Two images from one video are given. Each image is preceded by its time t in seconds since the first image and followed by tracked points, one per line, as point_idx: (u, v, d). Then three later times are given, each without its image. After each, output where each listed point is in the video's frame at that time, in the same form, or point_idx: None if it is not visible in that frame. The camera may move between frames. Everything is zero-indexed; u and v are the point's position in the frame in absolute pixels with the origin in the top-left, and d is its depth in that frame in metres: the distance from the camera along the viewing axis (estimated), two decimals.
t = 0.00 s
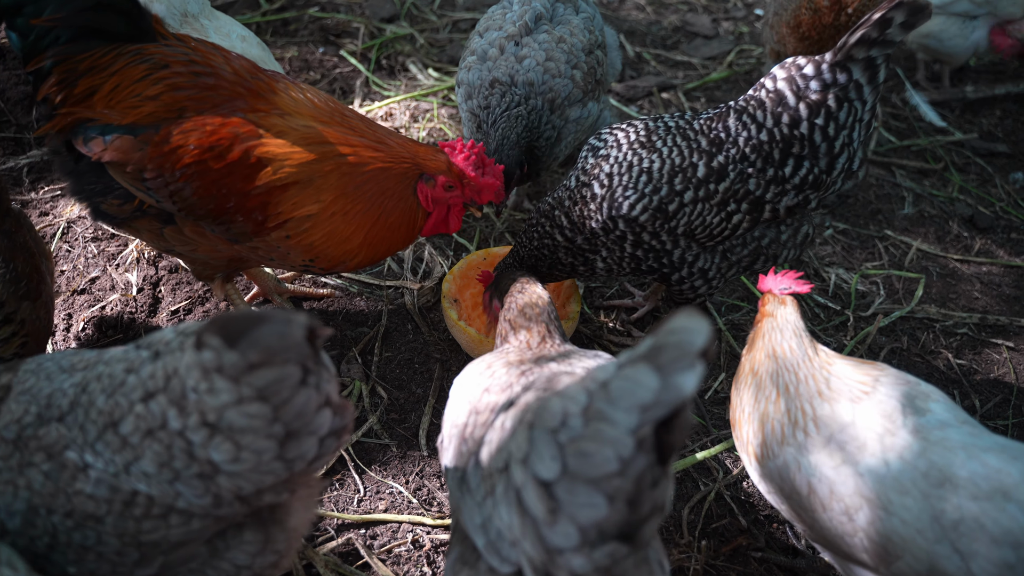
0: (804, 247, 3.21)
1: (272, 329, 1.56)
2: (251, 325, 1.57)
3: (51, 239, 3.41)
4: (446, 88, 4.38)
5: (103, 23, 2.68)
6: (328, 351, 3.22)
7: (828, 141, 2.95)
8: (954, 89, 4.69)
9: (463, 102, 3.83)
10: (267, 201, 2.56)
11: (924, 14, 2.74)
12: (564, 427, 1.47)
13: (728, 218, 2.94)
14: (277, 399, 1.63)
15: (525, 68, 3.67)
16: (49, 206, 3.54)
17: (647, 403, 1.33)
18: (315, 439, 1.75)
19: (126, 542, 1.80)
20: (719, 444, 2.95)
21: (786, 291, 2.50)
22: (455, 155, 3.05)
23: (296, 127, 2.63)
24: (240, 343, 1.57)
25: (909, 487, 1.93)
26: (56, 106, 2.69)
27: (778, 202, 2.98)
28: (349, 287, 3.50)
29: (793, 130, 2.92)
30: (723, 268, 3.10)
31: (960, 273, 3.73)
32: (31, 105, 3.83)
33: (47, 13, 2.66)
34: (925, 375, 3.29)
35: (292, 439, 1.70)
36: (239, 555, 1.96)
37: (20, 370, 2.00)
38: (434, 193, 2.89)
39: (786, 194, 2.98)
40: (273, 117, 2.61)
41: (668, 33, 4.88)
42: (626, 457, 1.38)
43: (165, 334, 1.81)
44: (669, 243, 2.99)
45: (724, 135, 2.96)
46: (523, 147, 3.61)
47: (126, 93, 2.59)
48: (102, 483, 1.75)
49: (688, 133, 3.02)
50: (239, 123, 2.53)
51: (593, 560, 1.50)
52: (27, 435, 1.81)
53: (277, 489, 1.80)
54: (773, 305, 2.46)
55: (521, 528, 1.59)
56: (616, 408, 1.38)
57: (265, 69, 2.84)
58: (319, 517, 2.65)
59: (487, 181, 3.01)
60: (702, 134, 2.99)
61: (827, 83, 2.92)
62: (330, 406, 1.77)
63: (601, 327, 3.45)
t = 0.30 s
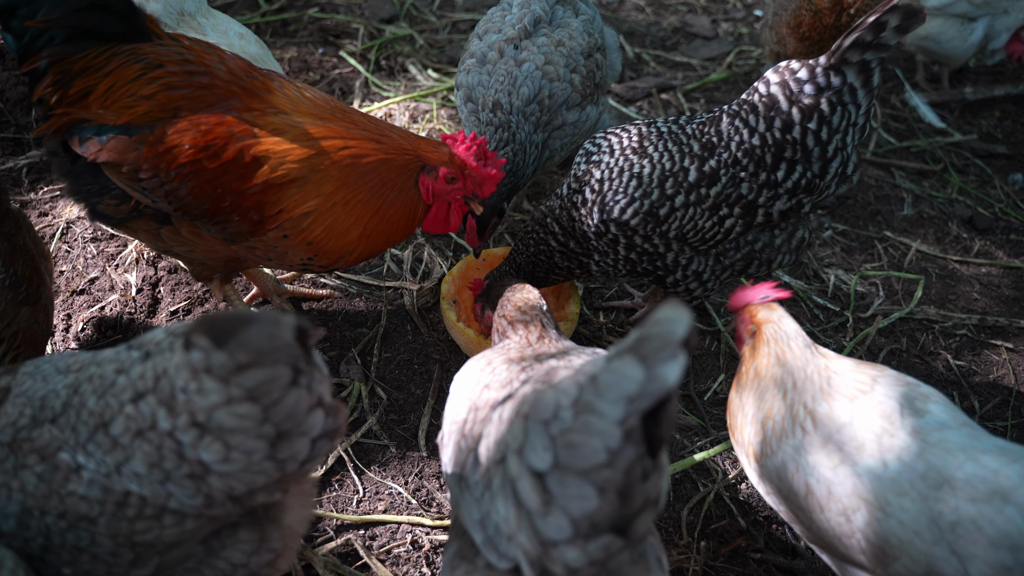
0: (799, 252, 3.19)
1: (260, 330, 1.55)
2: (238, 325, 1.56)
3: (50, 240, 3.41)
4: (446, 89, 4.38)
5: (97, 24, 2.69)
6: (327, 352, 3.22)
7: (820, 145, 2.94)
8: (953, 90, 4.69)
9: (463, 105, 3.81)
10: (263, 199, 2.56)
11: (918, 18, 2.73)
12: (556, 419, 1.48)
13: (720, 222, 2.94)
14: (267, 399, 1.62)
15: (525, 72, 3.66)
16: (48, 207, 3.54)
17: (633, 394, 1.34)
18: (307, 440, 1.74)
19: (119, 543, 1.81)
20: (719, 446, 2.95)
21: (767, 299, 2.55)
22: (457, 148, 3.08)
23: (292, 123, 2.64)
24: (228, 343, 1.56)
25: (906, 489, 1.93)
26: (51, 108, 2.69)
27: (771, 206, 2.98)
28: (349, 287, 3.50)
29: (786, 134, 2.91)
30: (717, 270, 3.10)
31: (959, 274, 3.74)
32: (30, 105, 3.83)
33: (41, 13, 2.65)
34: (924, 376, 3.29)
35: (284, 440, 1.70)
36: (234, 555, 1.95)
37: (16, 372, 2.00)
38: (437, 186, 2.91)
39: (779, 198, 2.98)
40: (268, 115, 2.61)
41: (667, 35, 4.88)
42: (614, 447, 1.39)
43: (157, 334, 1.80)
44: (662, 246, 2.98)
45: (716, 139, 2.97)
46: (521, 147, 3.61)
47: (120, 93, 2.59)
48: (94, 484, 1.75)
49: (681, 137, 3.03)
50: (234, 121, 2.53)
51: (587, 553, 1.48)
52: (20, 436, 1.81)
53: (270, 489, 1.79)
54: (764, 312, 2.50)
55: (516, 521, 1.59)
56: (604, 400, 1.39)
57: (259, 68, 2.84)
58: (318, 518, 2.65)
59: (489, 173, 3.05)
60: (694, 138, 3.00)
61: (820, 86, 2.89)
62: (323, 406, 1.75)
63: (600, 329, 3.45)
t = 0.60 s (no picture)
0: (794, 253, 3.19)
1: (252, 331, 1.53)
2: (230, 327, 1.54)
3: (49, 241, 3.41)
4: (445, 90, 4.38)
5: (90, 27, 2.69)
6: (325, 353, 3.23)
7: (816, 148, 2.93)
8: (952, 91, 4.69)
9: (462, 116, 3.85)
10: (257, 197, 2.56)
11: (911, 20, 2.68)
12: (550, 413, 1.48)
13: (716, 223, 2.95)
14: (258, 401, 1.61)
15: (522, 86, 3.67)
16: (47, 208, 3.54)
17: (620, 385, 1.32)
18: (297, 442, 1.73)
19: (112, 542, 1.82)
20: (716, 447, 2.96)
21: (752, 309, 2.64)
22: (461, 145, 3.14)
23: (286, 121, 2.64)
24: (220, 345, 1.55)
25: (905, 492, 1.93)
26: (46, 112, 2.69)
27: (766, 208, 2.98)
28: (348, 289, 3.50)
29: (781, 136, 2.90)
30: (713, 271, 3.12)
31: (957, 275, 3.74)
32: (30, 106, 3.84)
33: (34, 17, 2.64)
34: (922, 377, 3.30)
35: (274, 440, 1.68)
36: (229, 553, 1.94)
37: (7, 375, 2.02)
38: (439, 187, 2.98)
39: (774, 201, 2.98)
40: (261, 114, 2.62)
41: (666, 36, 4.88)
42: (605, 440, 1.38)
43: (145, 334, 1.79)
44: (657, 247, 3.00)
45: (712, 141, 2.97)
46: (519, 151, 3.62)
47: (114, 95, 2.59)
48: (84, 484, 1.77)
49: (677, 138, 3.03)
50: (227, 121, 2.53)
51: (584, 548, 1.49)
52: (11, 438, 1.83)
53: (259, 489, 1.78)
54: (754, 319, 2.54)
55: (515, 516, 1.59)
56: (594, 394, 1.38)
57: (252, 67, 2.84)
58: (316, 518, 2.66)
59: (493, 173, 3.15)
60: (691, 139, 3.01)
61: (816, 89, 2.88)
62: (314, 408, 1.74)
63: (598, 330, 3.45)
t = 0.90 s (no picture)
0: (790, 257, 3.19)
1: (232, 342, 1.57)
2: (211, 336, 1.57)
3: (48, 244, 3.41)
4: (443, 93, 4.39)
5: (86, 31, 2.70)
6: (325, 355, 3.23)
7: (811, 150, 2.93)
8: (949, 92, 4.70)
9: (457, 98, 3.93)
10: (252, 200, 2.54)
11: (905, 22, 2.72)
12: (541, 411, 1.48)
13: (710, 226, 2.95)
14: (234, 408, 1.62)
15: (515, 72, 3.73)
16: (46, 210, 3.55)
17: (609, 379, 1.33)
18: (273, 447, 1.72)
19: (94, 545, 1.82)
20: (715, 448, 2.96)
21: (750, 310, 2.66)
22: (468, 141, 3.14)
23: (281, 124, 2.64)
24: (200, 352, 1.57)
25: (897, 490, 1.94)
26: (42, 117, 2.70)
27: (761, 210, 2.99)
28: (347, 290, 3.51)
29: (776, 139, 2.91)
30: (708, 273, 3.11)
31: (955, 277, 3.75)
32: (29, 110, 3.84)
33: (31, 22, 2.66)
34: (920, 379, 3.30)
35: (248, 446, 1.68)
36: (211, 555, 1.93)
37: None
38: (454, 184, 3.04)
39: (769, 203, 2.99)
40: (255, 117, 2.62)
41: (665, 37, 4.89)
42: (595, 435, 1.39)
43: (116, 340, 1.80)
44: (652, 249, 3.01)
45: (707, 144, 2.97)
46: (515, 152, 3.64)
47: (109, 99, 2.60)
48: (64, 488, 1.78)
49: (672, 141, 3.04)
50: (220, 124, 2.53)
51: (580, 545, 1.50)
52: None
53: (235, 492, 1.76)
54: (750, 320, 2.54)
55: (510, 515, 1.60)
56: (583, 390, 1.38)
57: (247, 70, 2.85)
58: (314, 520, 2.66)
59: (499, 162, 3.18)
60: (686, 142, 3.02)
61: (810, 91, 2.89)
62: (292, 414, 1.73)
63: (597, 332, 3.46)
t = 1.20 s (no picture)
0: (790, 259, 3.19)
1: (200, 339, 1.60)
2: (180, 333, 1.60)
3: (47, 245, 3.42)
4: (442, 94, 4.39)
5: (84, 33, 2.70)
6: (323, 357, 3.23)
7: (811, 152, 2.93)
8: (948, 94, 4.70)
9: (453, 97, 3.91)
10: (250, 203, 2.55)
11: (904, 22, 2.73)
12: (539, 413, 1.48)
13: (709, 227, 2.95)
14: (204, 403, 1.63)
15: (509, 68, 3.72)
16: (45, 211, 3.55)
17: (604, 380, 1.33)
18: (246, 442, 1.74)
19: (67, 532, 1.80)
20: (713, 450, 2.96)
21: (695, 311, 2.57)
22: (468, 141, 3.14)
23: (280, 126, 2.64)
24: (169, 349, 1.59)
25: (895, 490, 1.94)
26: (40, 118, 2.70)
27: (760, 212, 2.98)
28: (345, 292, 3.51)
29: (775, 140, 2.91)
30: (707, 274, 3.12)
31: (954, 278, 3.75)
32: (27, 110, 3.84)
33: (28, 24, 2.66)
34: (919, 380, 3.30)
35: (220, 440, 1.69)
36: (188, 545, 1.88)
37: None
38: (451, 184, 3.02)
39: (768, 205, 2.98)
40: (254, 120, 2.62)
41: (664, 39, 4.90)
42: (593, 437, 1.39)
43: (99, 331, 1.81)
44: (651, 249, 3.01)
45: (707, 144, 2.97)
46: (514, 150, 3.65)
47: (107, 101, 2.60)
48: (39, 473, 1.78)
49: (672, 141, 3.04)
50: (218, 127, 2.53)
51: (578, 548, 1.50)
52: None
53: (208, 483, 1.76)
54: (701, 326, 2.50)
55: (509, 518, 1.60)
56: (579, 393, 1.39)
57: (245, 72, 2.84)
58: (313, 522, 2.66)
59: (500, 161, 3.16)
60: (686, 143, 3.02)
61: (810, 93, 2.89)
62: (266, 411, 1.76)
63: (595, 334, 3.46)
